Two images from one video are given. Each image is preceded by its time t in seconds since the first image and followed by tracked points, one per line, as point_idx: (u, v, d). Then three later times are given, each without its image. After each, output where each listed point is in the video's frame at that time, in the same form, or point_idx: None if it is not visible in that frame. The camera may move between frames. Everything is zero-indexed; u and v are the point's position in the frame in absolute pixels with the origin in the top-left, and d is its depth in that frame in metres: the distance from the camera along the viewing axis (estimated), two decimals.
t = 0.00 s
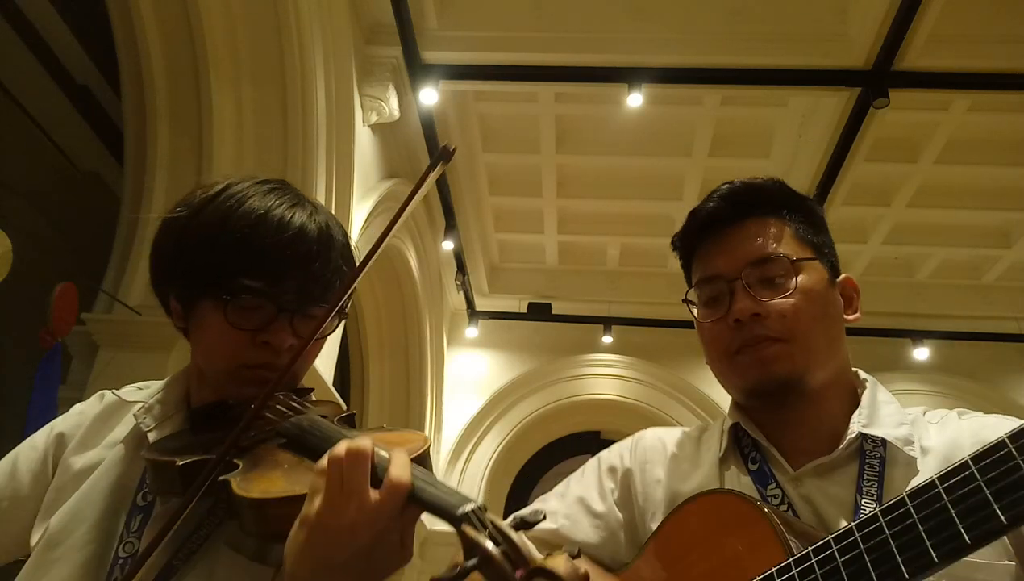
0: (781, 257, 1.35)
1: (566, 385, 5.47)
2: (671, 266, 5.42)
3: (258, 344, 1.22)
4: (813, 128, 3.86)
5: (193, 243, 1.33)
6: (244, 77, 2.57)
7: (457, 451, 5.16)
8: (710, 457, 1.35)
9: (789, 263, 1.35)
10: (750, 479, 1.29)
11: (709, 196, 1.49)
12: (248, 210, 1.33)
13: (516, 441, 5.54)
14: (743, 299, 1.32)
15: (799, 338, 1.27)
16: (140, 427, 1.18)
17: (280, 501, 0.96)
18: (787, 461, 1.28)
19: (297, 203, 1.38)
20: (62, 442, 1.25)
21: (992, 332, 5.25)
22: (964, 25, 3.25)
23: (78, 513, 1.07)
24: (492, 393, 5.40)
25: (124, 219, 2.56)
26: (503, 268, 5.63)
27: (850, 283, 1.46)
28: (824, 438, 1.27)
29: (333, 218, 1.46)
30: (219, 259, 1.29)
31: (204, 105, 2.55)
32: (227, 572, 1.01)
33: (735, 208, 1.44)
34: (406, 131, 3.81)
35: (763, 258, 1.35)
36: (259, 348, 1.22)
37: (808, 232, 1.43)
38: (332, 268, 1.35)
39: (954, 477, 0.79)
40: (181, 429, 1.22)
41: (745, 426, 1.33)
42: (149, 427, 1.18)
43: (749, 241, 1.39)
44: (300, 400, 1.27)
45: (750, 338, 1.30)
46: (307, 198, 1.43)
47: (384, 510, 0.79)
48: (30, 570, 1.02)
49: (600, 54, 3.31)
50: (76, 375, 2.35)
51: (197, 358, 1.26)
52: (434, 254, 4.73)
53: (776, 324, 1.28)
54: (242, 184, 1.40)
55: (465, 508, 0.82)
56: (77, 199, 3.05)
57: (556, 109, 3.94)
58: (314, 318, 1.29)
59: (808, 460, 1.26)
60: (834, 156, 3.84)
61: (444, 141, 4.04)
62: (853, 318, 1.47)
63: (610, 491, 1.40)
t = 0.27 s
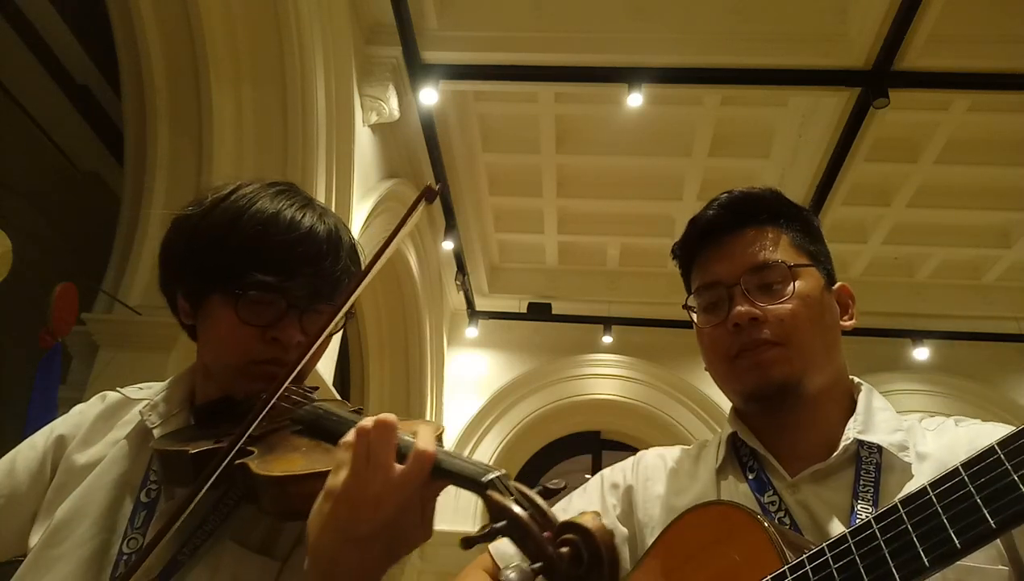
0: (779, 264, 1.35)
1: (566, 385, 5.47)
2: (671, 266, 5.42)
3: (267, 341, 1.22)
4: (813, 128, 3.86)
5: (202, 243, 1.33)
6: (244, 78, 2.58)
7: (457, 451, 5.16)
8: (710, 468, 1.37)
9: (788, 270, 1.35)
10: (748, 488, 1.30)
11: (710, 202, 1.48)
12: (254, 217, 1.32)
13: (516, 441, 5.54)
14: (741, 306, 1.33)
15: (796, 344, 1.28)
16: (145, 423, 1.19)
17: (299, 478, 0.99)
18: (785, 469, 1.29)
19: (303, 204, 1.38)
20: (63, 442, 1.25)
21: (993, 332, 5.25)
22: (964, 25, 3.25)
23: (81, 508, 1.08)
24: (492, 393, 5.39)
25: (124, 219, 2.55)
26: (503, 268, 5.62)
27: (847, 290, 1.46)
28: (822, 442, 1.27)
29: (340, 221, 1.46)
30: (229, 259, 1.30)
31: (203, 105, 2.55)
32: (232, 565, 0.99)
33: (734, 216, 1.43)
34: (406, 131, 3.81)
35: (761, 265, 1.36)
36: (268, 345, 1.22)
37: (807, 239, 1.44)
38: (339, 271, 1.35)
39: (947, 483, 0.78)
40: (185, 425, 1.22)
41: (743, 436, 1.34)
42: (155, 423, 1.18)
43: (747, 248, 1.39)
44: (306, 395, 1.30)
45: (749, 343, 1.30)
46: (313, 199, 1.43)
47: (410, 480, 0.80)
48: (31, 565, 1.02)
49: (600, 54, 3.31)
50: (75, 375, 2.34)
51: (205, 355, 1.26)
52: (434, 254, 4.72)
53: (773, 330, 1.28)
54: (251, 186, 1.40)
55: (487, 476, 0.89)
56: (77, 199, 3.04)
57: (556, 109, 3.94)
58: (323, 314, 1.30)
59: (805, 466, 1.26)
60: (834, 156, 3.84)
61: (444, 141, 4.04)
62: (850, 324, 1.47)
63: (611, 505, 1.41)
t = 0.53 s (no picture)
0: (781, 267, 1.35)
1: (566, 385, 5.47)
2: (671, 266, 5.42)
3: (274, 341, 1.22)
4: (813, 128, 3.86)
5: (210, 244, 1.33)
6: (244, 79, 2.57)
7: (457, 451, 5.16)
8: (708, 472, 1.37)
9: (790, 273, 1.35)
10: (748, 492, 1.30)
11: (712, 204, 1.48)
12: (262, 218, 1.32)
13: (516, 441, 5.54)
14: (743, 309, 1.33)
15: (799, 348, 1.27)
16: (149, 422, 1.17)
17: (311, 473, 0.99)
18: (786, 473, 1.28)
19: (312, 208, 1.38)
20: (65, 441, 1.25)
21: (993, 332, 5.25)
22: (964, 25, 3.25)
23: (83, 508, 1.08)
24: (492, 393, 5.39)
25: (123, 219, 2.55)
26: (503, 268, 5.62)
27: (849, 294, 1.46)
28: (822, 446, 1.27)
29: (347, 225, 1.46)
30: (237, 260, 1.30)
31: (203, 105, 2.55)
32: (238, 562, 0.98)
33: (737, 218, 1.43)
34: (406, 131, 3.81)
35: (763, 268, 1.36)
36: (275, 345, 1.23)
37: (810, 243, 1.43)
38: (345, 273, 1.35)
39: (945, 490, 0.77)
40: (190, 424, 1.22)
41: (742, 440, 1.34)
42: (159, 423, 1.17)
43: (749, 252, 1.39)
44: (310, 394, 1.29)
45: (751, 346, 1.30)
46: (319, 202, 1.42)
47: (425, 477, 0.82)
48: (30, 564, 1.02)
49: (600, 54, 3.31)
50: (75, 375, 2.34)
51: (211, 354, 1.26)
52: (434, 254, 4.72)
53: (776, 333, 1.28)
54: (259, 189, 1.39)
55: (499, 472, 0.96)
56: (77, 199, 3.04)
57: (556, 109, 3.94)
58: (329, 318, 1.31)
59: (806, 472, 1.26)
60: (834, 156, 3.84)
61: (444, 141, 4.04)
62: (851, 328, 1.47)
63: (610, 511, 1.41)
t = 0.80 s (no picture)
0: (786, 263, 1.35)
1: (566, 385, 5.47)
2: (671, 266, 5.42)
3: (279, 342, 1.23)
4: (813, 128, 3.86)
5: (218, 242, 1.33)
6: (244, 79, 2.57)
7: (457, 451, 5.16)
8: (708, 469, 1.37)
9: (796, 269, 1.35)
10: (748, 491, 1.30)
11: (718, 197, 1.47)
12: (270, 219, 1.32)
13: (516, 441, 5.54)
14: (747, 305, 1.33)
15: (801, 344, 1.27)
16: (154, 421, 1.18)
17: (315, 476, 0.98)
18: (787, 472, 1.28)
19: (320, 210, 1.38)
20: (67, 440, 1.25)
21: (993, 332, 5.26)
22: (964, 25, 3.25)
23: (87, 507, 1.08)
24: (492, 393, 5.39)
25: (124, 219, 2.55)
26: (503, 268, 5.62)
27: (854, 291, 1.46)
28: (824, 445, 1.27)
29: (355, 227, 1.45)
30: (245, 260, 1.29)
31: (203, 105, 2.55)
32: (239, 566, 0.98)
33: (743, 212, 1.42)
34: (406, 131, 3.81)
35: (768, 264, 1.35)
36: (280, 346, 1.23)
37: (818, 238, 1.43)
38: (352, 276, 1.34)
39: (945, 497, 0.77)
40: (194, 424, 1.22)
41: (744, 438, 1.34)
42: (164, 422, 1.18)
43: (755, 247, 1.38)
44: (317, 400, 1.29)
45: (754, 342, 1.30)
46: (327, 204, 1.42)
47: (427, 473, 0.81)
48: (36, 565, 1.02)
49: (600, 54, 3.31)
50: (76, 375, 2.34)
51: (215, 356, 1.26)
52: (434, 254, 4.72)
53: (779, 329, 1.28)
54: (268, 189, 1.39)
55: (506, 476, 0.90)
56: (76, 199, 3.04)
57: (556, 109, 3.94)
58: (335, 320, 1.30)
59: (807, 471, 1.26)
60: (834, 156, 3.84)
61: (444, 141, 4.04)
62: (855, 326, 1.48)
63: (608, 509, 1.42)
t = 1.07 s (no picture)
0: (794, 256, 1.33)
1: (566, 385, 5.47)
2: (671, 266, 5.42)
3: (286, 347, 1.24)
4: (813, 128, 3.85)
5: (225, 242, 1.33)
6: (244, 79, 2.57)
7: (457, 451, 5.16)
8: (710, 464, 1.36)
9: (805, 263, 1.33)
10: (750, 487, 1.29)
11: (726, 187, 1.45)
12: (282, 224, 1.32)
13: (516, 441, 5.54)
14: (754, 298, 1.31)
15: (808, 340, 1.26)
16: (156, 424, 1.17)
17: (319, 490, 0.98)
18: (790, 469, 1.28)
19: (329, 215, 1.37)
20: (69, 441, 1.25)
21: (993, 332, 5.26)
22: (964, 25, 3.25)
23: (88, 507, 1.08)
24: (492, 393, 5.39)
25: (124, 219, 2.55)
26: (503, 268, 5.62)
27: (863, 288, 1.44)
28: (828, 444, 1.27)
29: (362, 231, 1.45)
30: (252, 261, 1.29)
31: (203, 105, 2.55)
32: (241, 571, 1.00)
33: (751, 203, 1.40)
34: (406, 131, 3.81)
35: (776, 257, 1.34)
36: (287, 351, 1.24)
37: (829, 231, 1.41)
38: (359, 281, 1.34)
39: (945, 506, 0.79)
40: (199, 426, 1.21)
41: (745, 434, 1.33)
42: (166, 424, 1.17)
43: (763, 239, 1.37)
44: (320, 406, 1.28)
45: (759, 336, 1.29)
46: (335, 207, 1.42)
47: (434, 496, 0.81)
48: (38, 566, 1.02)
49: (600, 54, 3.31)
50: (75, 375, 2.34)
51: (221, 357, 1.27)
52: (434, 254, 4.72)
53: (786, 324, 1.27)
54: (276, 192, 1.38)
55: (512, 500, 0.85)
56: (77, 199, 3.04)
57: (556, 109, 3.94)
58: (342, 326, 1.31)
59: (810, 469, 1.25)
60: (834, 156, 3.84)
61: (444, 141, 4.04)
62: (863, 321, 1.46)
63: (608, 505, 1.43)
